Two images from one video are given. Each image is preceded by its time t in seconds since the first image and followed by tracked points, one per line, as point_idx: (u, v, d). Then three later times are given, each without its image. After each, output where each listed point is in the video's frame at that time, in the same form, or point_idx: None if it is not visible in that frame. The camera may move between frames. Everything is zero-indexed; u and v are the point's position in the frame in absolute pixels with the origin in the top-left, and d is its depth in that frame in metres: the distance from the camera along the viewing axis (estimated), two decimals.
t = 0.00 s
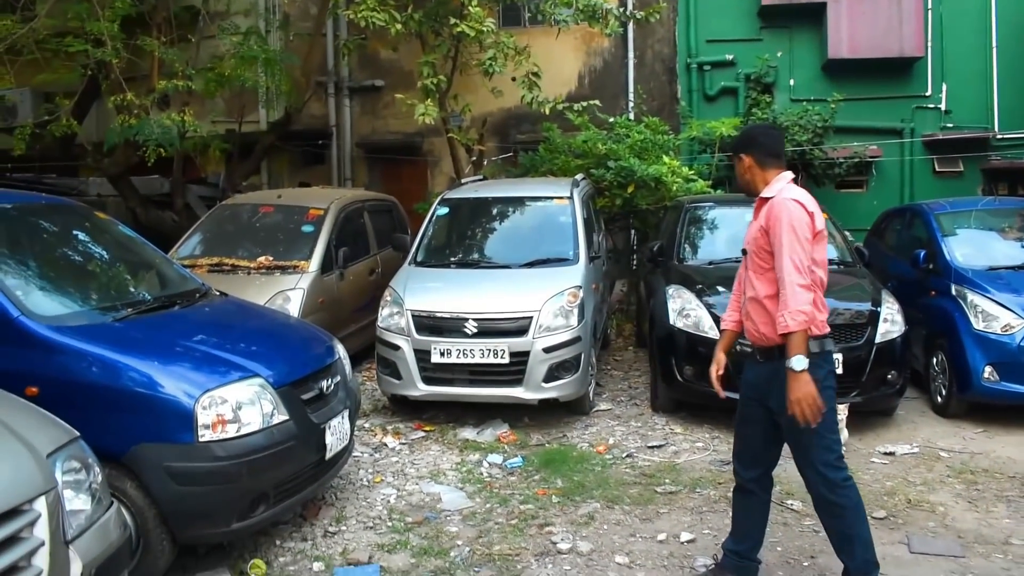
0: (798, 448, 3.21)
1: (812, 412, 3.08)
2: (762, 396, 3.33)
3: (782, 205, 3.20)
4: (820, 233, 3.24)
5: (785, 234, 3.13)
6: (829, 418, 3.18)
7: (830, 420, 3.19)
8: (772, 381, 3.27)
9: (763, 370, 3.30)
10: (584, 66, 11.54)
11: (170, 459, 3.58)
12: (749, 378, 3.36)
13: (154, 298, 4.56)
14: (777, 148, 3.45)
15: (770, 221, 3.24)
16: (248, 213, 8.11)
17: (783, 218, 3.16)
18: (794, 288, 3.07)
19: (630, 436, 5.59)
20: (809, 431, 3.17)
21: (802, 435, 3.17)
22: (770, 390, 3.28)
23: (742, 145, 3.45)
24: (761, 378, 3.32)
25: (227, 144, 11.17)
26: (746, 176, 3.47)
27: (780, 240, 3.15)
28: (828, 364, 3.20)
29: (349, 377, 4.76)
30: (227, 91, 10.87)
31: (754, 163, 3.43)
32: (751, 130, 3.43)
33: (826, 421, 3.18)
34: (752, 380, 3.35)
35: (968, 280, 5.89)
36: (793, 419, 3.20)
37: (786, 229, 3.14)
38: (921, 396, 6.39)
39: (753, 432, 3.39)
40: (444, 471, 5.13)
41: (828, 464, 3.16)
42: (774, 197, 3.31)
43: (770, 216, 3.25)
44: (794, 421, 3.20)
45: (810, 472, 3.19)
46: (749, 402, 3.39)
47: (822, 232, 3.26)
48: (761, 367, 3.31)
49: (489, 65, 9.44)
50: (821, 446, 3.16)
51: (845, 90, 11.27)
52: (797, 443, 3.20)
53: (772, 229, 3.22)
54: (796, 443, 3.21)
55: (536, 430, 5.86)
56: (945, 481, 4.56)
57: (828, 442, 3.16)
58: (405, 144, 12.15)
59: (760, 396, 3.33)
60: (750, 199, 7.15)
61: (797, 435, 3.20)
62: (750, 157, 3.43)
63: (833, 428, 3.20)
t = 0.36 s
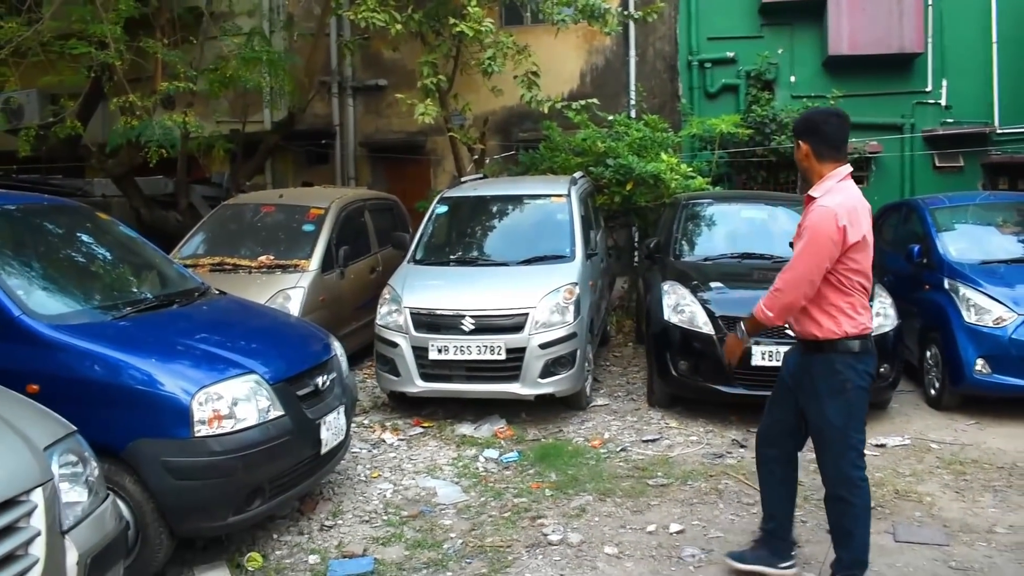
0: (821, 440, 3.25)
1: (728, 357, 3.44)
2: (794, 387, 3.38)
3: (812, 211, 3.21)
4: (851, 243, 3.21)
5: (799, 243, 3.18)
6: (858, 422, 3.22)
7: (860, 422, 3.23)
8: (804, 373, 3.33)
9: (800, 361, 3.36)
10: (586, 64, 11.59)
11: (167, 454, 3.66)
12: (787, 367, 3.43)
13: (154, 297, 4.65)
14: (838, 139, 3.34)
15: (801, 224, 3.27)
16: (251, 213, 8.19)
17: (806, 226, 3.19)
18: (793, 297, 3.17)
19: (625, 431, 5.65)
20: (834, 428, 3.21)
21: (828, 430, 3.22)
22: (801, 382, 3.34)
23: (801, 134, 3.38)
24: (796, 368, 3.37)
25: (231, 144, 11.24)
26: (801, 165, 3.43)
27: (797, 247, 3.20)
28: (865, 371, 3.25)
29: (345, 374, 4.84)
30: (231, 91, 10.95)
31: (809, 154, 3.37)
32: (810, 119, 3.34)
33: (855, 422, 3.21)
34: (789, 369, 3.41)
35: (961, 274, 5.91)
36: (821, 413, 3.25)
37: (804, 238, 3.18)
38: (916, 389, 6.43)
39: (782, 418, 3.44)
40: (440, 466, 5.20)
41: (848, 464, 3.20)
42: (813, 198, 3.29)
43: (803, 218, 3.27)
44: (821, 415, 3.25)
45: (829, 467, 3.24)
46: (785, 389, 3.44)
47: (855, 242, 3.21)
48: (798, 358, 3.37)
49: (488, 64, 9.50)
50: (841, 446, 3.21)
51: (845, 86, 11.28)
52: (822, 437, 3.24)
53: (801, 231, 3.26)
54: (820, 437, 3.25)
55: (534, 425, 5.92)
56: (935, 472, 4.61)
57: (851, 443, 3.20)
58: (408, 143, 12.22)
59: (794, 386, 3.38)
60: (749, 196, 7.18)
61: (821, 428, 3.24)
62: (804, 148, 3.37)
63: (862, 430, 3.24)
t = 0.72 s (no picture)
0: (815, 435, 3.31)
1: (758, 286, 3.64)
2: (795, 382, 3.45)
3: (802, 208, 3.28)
4: (842, 240, 3.22)
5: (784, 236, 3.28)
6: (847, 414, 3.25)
7: (853, 415, 3.26)
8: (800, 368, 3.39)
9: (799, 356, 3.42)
10: (556, 67, 11.66)
11: (137, 463, 3.64)
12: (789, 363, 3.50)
13: (125, 306, 4.61)
14: (846, 137, 3.34)
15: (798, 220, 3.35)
16: (221, 220, 8.14)
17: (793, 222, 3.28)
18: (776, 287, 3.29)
19: (599, 431, 5.69)
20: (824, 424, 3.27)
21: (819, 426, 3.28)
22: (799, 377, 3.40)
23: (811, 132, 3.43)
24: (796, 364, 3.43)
25: (201, 152, 11.16)
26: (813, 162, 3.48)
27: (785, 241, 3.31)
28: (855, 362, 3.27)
29: (317, 380, 4.83)
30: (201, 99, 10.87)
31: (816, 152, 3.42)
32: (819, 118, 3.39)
33: (846, 416, 3.25)
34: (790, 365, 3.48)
35: (926, 269, 6.01)
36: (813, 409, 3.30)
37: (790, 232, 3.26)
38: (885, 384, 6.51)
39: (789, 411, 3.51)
40: (415, 469, 5.20)
41: (840, 456, 3.24)
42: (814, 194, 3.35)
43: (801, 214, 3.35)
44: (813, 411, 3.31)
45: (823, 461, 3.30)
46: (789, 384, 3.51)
47: (846, 238, 3.23)
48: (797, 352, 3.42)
49: (457, 69, 9.52)
50: (832, 441, 3.26)
51: (812, 86, 11.41)
52: (815, 430, 3.30)
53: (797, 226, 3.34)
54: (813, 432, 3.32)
55: (508, 427, 5.93)
56: (902, 465, 4.68)
57: (842, 436, 3.25)
58: (379, 148, 12.19)
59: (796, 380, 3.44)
60: (718, 196, 7.26)
61: (814, 423, 3.30)
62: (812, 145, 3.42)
63: (856, 422, 3.27)
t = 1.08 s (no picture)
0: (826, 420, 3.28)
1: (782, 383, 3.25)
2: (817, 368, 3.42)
3: (845, 208, 3.21)
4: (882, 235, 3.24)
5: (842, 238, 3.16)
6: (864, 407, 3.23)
7: (868, 408, 3.25)
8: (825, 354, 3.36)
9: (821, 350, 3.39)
10: (513, 69, 11.64)
11: (84, 476, 3.53)
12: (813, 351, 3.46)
13: (72, 314, 4.49)
14: (845, 138, 3.41)
15: (832, 222, 3.27)
16: (173, 225, 7.99)
17: (841, 223, 3.19)
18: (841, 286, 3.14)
19: (557, 434, 5.68)
20: (838, 408, 3.23)
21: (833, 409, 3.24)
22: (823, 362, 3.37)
23: (816, 133, 3.40)
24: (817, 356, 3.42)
25: (154, 156, 10.94)
26: (814, 164, 3.43)
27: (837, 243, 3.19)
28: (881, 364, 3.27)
29: (270, 388, 4.74)
30: (154, 102, 10.66)
31: (826, 153, 3.39)
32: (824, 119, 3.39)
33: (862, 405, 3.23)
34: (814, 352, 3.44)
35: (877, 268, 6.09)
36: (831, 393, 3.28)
37: (844, 233, 3.16)
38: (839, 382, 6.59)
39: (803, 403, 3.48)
40: (372, 476, 5.13)
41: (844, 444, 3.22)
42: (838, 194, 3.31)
43: (834, 215, 3.27)
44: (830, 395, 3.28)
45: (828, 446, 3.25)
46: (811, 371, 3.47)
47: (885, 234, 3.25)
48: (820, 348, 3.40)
49: (413, 72, 9.47)
50: (843, 428, 3.22)
51: (765, 88, 11.56)
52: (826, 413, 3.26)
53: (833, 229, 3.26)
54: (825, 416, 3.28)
55: (466, 432, 5.89)
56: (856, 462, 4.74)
57: (853, 427, 3.22)
58: (336, 151, 12.06)
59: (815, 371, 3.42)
60: (674, 198, 7.31)
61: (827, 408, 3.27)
62: (823, 147, 3.38)
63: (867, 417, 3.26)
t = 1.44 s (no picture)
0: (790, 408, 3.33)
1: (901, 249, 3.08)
2: (774, 369, 3.44)
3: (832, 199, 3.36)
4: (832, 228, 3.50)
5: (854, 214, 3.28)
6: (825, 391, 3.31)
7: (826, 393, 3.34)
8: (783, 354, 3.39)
9: (779, 346, 3.40)
10: (430, 72, 11.53)
11: None
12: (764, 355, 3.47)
13: None
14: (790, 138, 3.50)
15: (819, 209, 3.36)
16: (75, 231, 7.61)
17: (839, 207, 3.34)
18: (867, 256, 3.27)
19: (477, 439, 5.63)
20: (800, 396, 3.28)
21: (796, 395, 3.29)
22: (781, 362, 3.40)
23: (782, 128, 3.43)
24: (772, 354, 3.43)
25: (54, 159, 10.42)
26: (772, 159, 3.42)
27: (844, 223, 3.31)
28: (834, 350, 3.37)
29: (179, 400, 4.54)
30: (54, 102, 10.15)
31: (788, 149, 3.42)
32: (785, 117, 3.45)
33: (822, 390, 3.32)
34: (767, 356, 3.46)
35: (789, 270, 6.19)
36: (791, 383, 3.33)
37: (849, 214, 3.32)
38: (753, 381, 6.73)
39: (762, 404, 3.49)
40: (288, 489, 4.97)
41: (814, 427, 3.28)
42: (806, 189, 3.44)
43: (816, 204, 3.39)
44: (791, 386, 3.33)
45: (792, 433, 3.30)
46: (763, 375, 3.49)
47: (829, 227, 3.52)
48: (777, 345, 3.41)
49: (327, 73, 9.28)
50: (809, 412, 3.27)
51: (679, 93, 11.78)
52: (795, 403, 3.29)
53: (823, 215, 3.37)
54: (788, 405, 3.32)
55: (385, 440, 5.78)
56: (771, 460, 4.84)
57: (817, 412, 3.29)
58: (249, 154, 11.73)
59: (772, 368, 3.44)
60: (591, 201, 7.35)
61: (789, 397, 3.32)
62: (789, 142, 3.43)
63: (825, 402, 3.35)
